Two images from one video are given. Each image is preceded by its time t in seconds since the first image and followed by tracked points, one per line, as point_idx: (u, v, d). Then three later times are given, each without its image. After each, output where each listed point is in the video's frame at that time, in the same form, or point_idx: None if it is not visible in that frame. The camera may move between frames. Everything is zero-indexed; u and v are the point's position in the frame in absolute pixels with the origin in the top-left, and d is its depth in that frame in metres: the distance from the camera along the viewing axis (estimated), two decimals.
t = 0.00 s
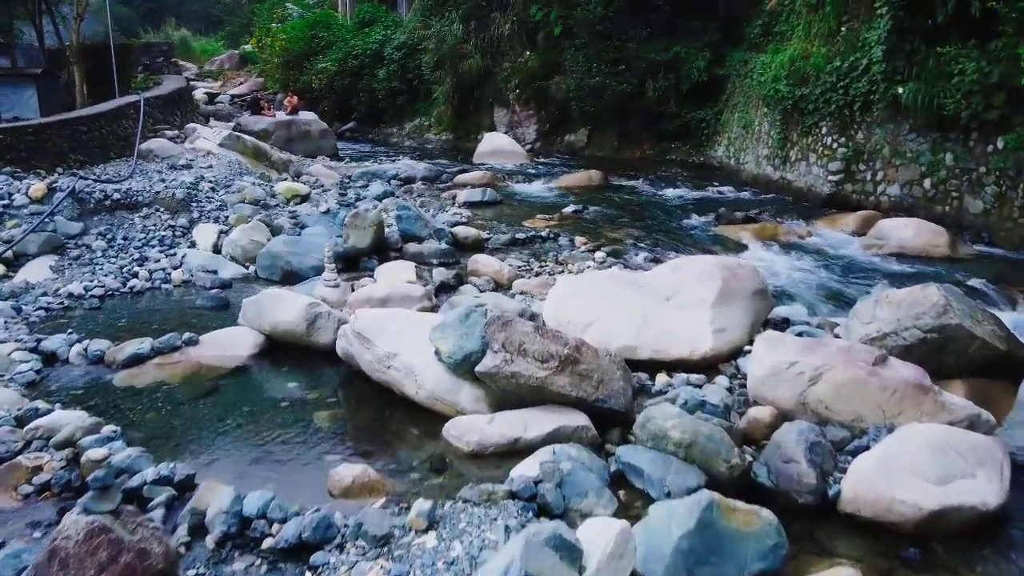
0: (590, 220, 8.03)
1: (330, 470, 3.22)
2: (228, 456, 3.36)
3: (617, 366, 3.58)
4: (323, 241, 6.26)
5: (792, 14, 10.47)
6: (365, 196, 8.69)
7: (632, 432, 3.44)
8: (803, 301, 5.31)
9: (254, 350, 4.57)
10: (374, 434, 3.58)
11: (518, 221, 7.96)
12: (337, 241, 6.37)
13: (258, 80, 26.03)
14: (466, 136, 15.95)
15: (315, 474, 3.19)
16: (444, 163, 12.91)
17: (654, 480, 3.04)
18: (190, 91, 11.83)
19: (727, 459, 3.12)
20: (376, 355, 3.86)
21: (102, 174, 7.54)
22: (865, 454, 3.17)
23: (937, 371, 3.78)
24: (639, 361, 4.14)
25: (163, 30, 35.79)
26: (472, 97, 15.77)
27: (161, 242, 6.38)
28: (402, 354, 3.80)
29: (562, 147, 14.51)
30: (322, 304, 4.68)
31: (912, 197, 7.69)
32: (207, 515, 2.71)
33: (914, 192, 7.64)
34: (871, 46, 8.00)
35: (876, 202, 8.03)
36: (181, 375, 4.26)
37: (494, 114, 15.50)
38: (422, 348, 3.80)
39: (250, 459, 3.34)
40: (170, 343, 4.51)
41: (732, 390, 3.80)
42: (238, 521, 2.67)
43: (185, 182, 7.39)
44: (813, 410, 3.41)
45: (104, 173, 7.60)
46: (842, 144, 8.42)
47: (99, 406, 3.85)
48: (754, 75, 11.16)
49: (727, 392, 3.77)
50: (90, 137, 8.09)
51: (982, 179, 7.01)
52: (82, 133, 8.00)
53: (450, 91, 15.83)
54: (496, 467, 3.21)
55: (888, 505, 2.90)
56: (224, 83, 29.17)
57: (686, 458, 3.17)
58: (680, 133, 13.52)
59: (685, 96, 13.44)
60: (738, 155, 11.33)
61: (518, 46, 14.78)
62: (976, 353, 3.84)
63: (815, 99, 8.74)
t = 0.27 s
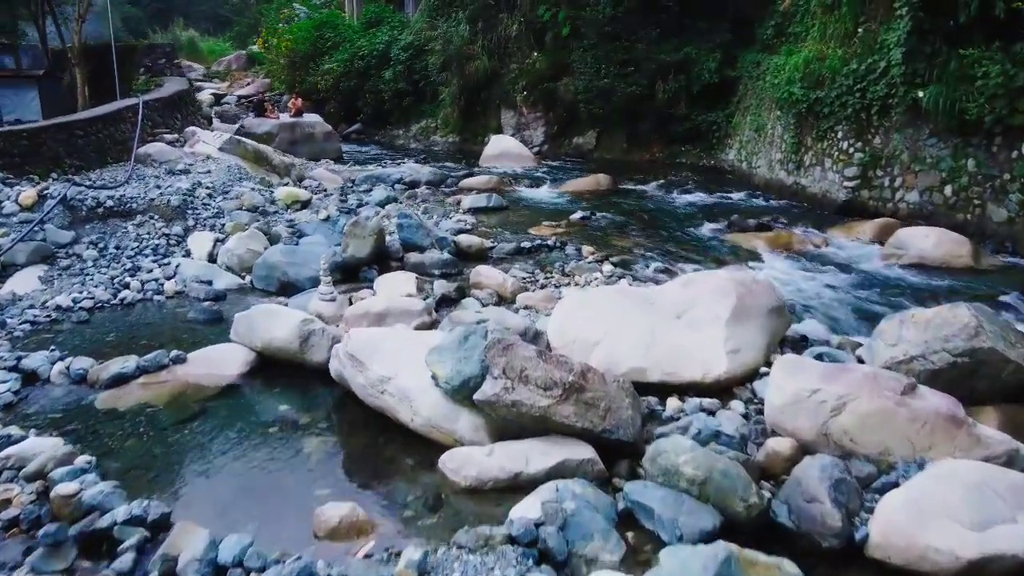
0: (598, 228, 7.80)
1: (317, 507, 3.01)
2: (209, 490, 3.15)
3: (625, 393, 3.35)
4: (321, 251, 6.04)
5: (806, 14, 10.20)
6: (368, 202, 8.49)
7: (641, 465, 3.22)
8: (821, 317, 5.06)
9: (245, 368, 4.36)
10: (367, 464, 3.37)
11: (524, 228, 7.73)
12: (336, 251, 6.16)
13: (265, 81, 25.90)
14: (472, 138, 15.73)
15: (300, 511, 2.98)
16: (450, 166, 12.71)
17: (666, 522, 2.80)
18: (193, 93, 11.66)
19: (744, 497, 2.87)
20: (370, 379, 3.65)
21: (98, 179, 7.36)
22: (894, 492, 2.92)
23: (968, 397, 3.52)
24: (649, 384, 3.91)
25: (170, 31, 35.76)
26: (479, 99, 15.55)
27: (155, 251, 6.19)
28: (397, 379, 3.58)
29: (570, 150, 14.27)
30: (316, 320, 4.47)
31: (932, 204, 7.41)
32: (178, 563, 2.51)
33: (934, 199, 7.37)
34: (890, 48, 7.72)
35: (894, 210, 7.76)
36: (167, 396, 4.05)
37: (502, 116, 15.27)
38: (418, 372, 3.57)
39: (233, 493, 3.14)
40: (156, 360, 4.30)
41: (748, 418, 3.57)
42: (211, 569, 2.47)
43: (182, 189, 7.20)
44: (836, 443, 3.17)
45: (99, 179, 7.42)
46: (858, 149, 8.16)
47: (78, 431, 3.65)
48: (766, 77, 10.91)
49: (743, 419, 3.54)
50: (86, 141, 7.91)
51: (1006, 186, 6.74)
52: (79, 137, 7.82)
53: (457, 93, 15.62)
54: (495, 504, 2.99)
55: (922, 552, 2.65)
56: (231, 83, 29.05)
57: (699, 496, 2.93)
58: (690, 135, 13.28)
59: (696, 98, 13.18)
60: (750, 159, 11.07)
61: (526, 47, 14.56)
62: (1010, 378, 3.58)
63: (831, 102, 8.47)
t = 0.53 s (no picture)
0: (609, 237, 7.53)
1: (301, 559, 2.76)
2: (185, 538, 2.91)
3: (639, 429, 3.08)
4: (320, 263, 5.79)
5: (826, 15, 9.89)
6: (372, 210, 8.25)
7: (656, 511, 2.95)
8: (847, 338, 4.77)
9: (234, 392, 4.11)
10: (359, 506, 3.12)
11: (533, 238, 7.47)
12: (336, 263, 5.92)
13: (275, 82, 25.77)
14: (481, 141, 15.47)
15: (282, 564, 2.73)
16: (458, 170, 12.46)
17: None
18: (197, 95, 11.46)
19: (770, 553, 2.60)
20: (363, 411, 3.39)
21: (94, 187, 7.16)
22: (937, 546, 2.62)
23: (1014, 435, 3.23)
24: (664, 415, 3.62)
25: (181, 32, 35.72)
26: (489, 101, 15.29)
27: (148, 262, 5.96)
28: (392, 412, 3.32)
29: (581, 153, 14.00)
30: (311, 341, 4.21)
31: (959, 213, 7.09)
32: None
33: (961, 209, 7.05)
34: (916, 51, 7.41)
35: (918, 219, 7.43)
36: (150, 423, 3.80)
37: (512, 118, 15.00)
38: (415, 405, 3.31)
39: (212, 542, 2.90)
40: (141, 383, 4.05)
41: (773, 456, 3.29)
42: None
43: (179, 196, 6.98)
44: (872, 488, 2.88)
45: (95, 186, 7.22)
46: (881, 155, 7.84)
47: (53, 464, 3.42)
48: (784, 79, 10.61)
49: (768, 458, 3.26)
50: (83, 146, 7.71)
51: None
52: (76, 142, 7.61)
53: (466, 95, 15.37)
54: (495, 556, 2.72)
55: None
56: (241, 84, 28.93)
57: (720, 550, 2.63)
58: (704, 139, 12.98)
59: (710, 101, 12.87)
60: (767, 163, 10.76)
61: (537, 49, 14.28)
62: None
63: (852, 106, 8.15)
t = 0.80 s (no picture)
0: (623, 249, 7.22)
1: None
2: None
3: (661, 481, 2.74)
4: (319, 280, 5.51)
5: (850, 16, 9.51)
6: (377, 220, 7.97)
7: None
8: (880, 367, 4.44)
9: (221, 426, 3.82)
10: (348, 566, 2.83)
11: (544, 250, 7.17)
12: (336, 280, 5.64)
13: (285, 84, 25.59)
14: (492, 145, 15.17)
15: None
16: (468, 175, 12.18)
17: None
18: (201, 99, 11.23)
19: None
20: (353, 457, 3.10)
21: (88, 197, 6.92)
22: None
23: None
24: (685, 460, 3.32)
25: (194, 33, 35.69)
26: (500, 104, 14.99)
27: (140, 277, 5.70)
28: (385, 458, 3.03)
29: (594, 157, 13.68)
30: (302, 371, 3.92)
31: (993, 226, 6.72)
32: None
33: (995, 222, 6.68)
34: (948, 55, 7.05)
35: (949, 231, 7.06)
36: (128, 461, 3.52)
37: (523, 121, 14.68)
38: (409, 450, 3.02)
39: None
40: (121, 416, 3.77)
41: (807, 512, 2.98)
42: None
43: (176, 207, 6.73)
44: (922, 554, 2.55)
45: (91, 196, 6.98)
46: (909, 164, 7.47)
47: (19, 512, 3.16)
48: (805, 83, 10.28)
49: (800, 514, 2.94)
50: (80, 153, 7.47)
51: None
52: (72, 149, 7.38)
53: (477, 98, 15.07)
54: None
55: None
56: (252, 86, 28.78)
57: None
58: (720, 143, 12.66)
59: (727, 105, 12.53)
60: (787, 170, 10.41)
61: (549, 50, 13.95)
62: None
63: (878, 113, 7.77)
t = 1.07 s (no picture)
0: (639, 263, 6.88)
1: None
2: None
3: (684, 556, 2.38)
4: (317, 302, 5.22)
5: (877, 18, 9.11)
6: (381, 232, 7.66)
7: None
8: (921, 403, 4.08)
9: (202, 471, 3.49)
10: None
11: (555, 264, 6.85)
12: (334, 301, 5.33)
13: (296, 86, 25.37)
14: (503, 149, 14.84)
15: None
16: (478, 182, 11.84)
17: None
18: (205, 104, 10.96)
19: None
20: (336, 521, 2.77)
21: (81, 209, 6.65)
22: None
23: None
24: (709, 520, 2.96)
25: (205, 34, 35.59)
26: (512, 107, 14.66)
27: (129, 296, 5.41)
28: (372, 522, 2.70)
29: (608, 162, 13.33)
30: (289, 412, 3.60)
31: None
32: None
33: None
34: (986, 61, 6.65)
35: (984, 246, 6.66)
36: (99, 511, 3.21)
37: (535, 126, 14.33)
38: (399, 514, 2.69)
39: None
40: (94, 458, 3.47)
41: None
42: None
43: (170, 220, 6.45)
44: None
45: (83, 208, 6.72)
46: (941, 175, 7.06)
47: None
48: (827, 87, 9.91)
49: None
50: (73, 163, 7.20)
51: None
52: (65, 159, 7.10)
53: (488, 101, 14.75)
54: None
55: None
56: (263, 87, 28.59)
57: None
58: (738, 148, 12.30)
59: (745, 109, 12.16)
60: (808, 177, 10.04)
61: (562, 53, 13.59)
62: None
63: (907, 120, 7.38)
